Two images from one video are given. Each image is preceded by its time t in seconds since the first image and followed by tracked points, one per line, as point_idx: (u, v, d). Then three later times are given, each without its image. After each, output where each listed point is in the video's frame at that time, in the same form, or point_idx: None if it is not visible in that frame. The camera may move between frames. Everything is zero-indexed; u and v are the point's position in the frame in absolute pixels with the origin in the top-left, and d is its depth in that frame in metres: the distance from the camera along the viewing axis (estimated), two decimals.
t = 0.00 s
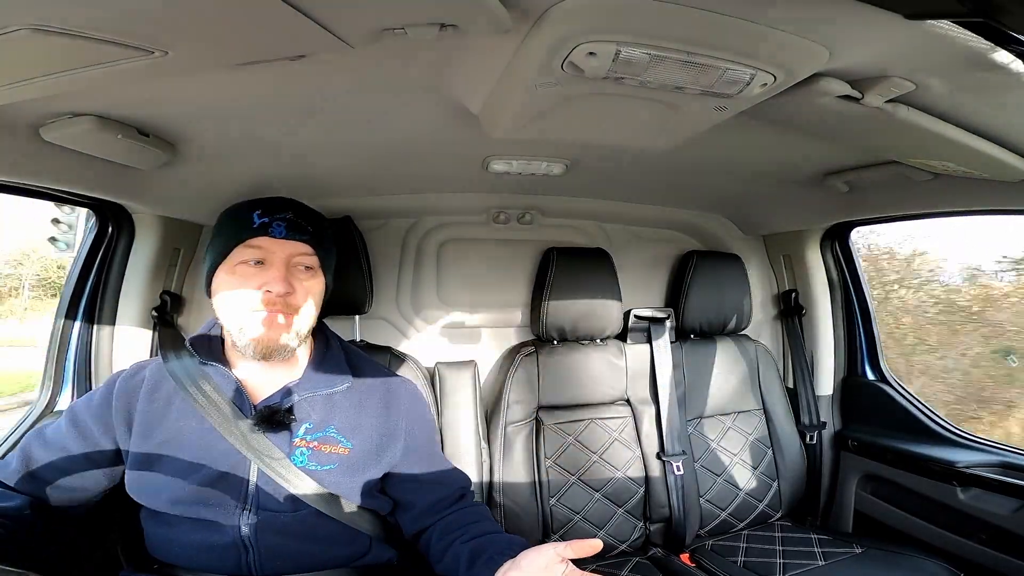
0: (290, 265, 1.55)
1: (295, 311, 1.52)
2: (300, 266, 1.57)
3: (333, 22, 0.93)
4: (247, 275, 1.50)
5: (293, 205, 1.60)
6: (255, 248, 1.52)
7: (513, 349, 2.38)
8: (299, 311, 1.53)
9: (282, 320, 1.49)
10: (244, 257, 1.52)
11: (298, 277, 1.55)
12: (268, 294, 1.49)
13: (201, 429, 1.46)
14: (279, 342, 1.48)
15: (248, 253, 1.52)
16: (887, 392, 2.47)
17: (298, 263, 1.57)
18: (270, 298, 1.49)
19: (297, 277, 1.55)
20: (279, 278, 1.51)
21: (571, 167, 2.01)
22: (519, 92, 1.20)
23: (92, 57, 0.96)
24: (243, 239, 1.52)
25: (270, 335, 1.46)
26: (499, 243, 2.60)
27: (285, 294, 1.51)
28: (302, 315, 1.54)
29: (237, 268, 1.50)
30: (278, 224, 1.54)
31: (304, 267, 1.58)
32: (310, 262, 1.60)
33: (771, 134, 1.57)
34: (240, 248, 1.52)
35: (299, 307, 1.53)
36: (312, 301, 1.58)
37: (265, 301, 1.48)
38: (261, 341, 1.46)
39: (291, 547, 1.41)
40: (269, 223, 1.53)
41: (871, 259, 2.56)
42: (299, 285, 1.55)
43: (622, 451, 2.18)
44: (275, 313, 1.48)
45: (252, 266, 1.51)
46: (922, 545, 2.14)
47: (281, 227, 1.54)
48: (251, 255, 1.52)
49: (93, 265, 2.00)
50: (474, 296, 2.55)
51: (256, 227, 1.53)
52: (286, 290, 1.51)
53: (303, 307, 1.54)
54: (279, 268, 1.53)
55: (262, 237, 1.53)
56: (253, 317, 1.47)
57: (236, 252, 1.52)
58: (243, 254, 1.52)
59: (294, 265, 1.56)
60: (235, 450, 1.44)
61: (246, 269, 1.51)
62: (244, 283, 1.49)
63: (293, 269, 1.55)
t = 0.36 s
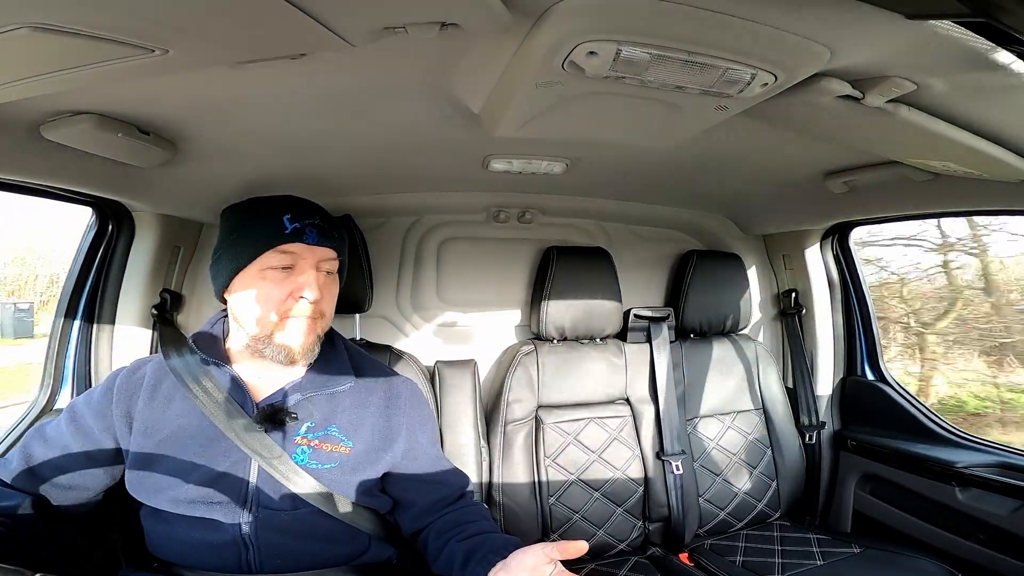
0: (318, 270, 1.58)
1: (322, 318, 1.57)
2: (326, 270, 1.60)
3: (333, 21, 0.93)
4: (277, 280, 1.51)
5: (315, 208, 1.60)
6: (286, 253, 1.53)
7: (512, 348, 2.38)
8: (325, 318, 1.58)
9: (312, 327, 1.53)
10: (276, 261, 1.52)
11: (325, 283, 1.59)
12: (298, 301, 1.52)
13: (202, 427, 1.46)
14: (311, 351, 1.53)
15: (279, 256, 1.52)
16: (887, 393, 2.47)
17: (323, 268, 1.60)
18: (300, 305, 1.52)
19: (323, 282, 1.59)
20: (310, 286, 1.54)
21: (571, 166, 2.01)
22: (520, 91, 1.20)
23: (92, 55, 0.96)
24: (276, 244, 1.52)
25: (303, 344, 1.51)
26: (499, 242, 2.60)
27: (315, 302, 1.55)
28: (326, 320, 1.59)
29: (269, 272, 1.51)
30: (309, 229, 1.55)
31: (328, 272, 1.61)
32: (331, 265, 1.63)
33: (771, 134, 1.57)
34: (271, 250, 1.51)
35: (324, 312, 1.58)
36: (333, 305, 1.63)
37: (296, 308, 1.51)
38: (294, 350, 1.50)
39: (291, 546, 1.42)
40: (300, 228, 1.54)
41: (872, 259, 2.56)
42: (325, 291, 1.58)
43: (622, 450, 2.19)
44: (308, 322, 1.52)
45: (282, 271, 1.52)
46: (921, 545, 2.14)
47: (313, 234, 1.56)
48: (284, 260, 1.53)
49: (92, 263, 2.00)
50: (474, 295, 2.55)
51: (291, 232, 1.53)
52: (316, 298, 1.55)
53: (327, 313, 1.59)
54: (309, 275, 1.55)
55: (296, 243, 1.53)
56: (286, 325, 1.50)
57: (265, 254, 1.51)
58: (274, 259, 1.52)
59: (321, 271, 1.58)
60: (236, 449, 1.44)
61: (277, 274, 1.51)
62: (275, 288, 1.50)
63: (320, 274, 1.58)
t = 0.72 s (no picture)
0: (252, 256, 1.51)
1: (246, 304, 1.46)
2: (264, 257, 1.52)
3: (333, 21, 0.93)
4: (211, 267, 1.51)
5: (266, 197, 1.58)
6: (222, 239, 1.53)
7: (512, 347, 2.38)
8: (252, 304, 1.47)
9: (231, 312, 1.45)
10: (216, 250, 1.53)
11: (258, 269, 1.50)
12: (222, 285, 1.47)
13: (202, 427, 1.47)
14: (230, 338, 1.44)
15: (218, 245, 1.53)
16: (886, 392, 2.48)
17: (262, 255, 1.52)
18: (223, 290, 1.47)
19: (258, 268, 1.50)
20: (235, 269, 1.47)
21: (570, 166, 2.01)
22: (519, 90, 1.20)
23: (92, 54, 0.96)
24: (216, 232, 1.55)
25: (217, 327, 1.44)
26: (498, 241, 2.60)
27: (239, 286, 1.47)
28: (259, 309, 1.48)
29: (208, 261, 1.52)
30: (240, 216, 1.52)
31: (268, 259, 1.52)
32: (278, 253, 1.53)
33: (770, 134, 1.57)
34: (212, 240, 1.55)
35: (253, 299, 1.48)
36: (272, 295, 1.50)
37: (217, 291, 1.47)
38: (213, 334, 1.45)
39: (293, 545, 1.42)
40: (232, 214, 1.53)
41: (870, 259, 2.57)
42: (258, 277, 1.49)
43: (620, 450, 2.19)
44: (226, 306, 1.45)
45: (217, 258, 1.51)
46: (920, 545, 2.14)
47: (241, 218, 1.52)
48: (220, 248, 1.53)
49: (91, 263, 2.00)
50: (474, 295, 2.56)
51: (223, 221, 1.54)
52: (239, 281, 1.47)
53: (257, 300, 1.48)
54: (238, 260, 1.49)
55: (225, 228, 1.52)
56: (209, 309, 1.47)
57: (211, 244, 1.55)
58: (215, 248, 1.54)
59: (256, 257, 1.51)
60: (236, 448, 1.45)
61: (213, 261, 1.52)
62: (206, 274, 1.50)
63: (255, 260, 1.51)
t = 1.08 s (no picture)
0: (238, 260, 1.48)
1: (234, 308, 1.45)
2: (251, 260, 1.50)
3: (334, 20, 0.93)
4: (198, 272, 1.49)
5: (248, 198, 1.54)
6: (208, 245, 1.51)
7: (514, 347, 2.38)
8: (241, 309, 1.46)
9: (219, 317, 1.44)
10: (203, 255, 1.52)
11: (244, 272, 1.48)
12: (208, 291, 1.45)
13: (205, 427, 1.47)
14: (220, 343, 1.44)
15: (204, 250, 1.51)
16: (889, 393, 2.47)
17: (249, 258, 1.49)
18: (209, 295, 1.45)
19: (244, 272, 1.48)
20: (219, 275, 1.46)
21: (572, 165, 2.01)
22: (520, 89, 1.20)
23: (94, 55, 0.96)
24: (202, 237, 1.53)
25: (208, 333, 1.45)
26: (500, 241, 2.60)
27: (226, 292, 1.46)
28: (247, 312, 1.46)
29: (196, 266, 1.52)
30: (221, 220, 1.50)
31: (254, 262, 1.50)
32: (265, 255, 1.51)
33: (772, 133, 1.57)
34: (199, 245, 1.53)
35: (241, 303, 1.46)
36: (261, 298, 1.48)
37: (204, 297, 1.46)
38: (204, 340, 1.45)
39: (295, 545, 1.41)
40: (215, 219, 1.50)
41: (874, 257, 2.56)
42: (245, 282, 1.47)
43: (623, 450, 2.19)
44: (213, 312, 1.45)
45: (204, 263, 1.50)
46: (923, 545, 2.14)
47: (224, 223, 1.49)
48: (207, 253, 1.51)
49: (95, 263, 2.01)
50: (476, 294, 2.56)
51: (206, 226, 1.52)
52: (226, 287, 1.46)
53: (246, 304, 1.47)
54: (223, 265, 1.47)
55: (209, 234, 1.50)
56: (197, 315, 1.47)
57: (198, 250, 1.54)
58: (202, 253, 1.52)
59: (242, 261, 1.48)
60: (239, 448, 1.45)
61: (201, 265, 1.50)
62: (194, 280, 1.49)
63: (241, 263, 1.49)
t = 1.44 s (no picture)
0: (241, 263, 1.48)
1: (242, 313, 1.47)
2: (254, 262, 1.50)
3: (338, 21, 0.93)
4: (202, 276, 1.50)
5: (248, 200, 1.52)
6: (208, 248, 1.50)
7: (518, 348, 2.38)
8: (248, 311, 1.47)
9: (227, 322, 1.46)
10: (204, 259, 1.51)
11: (247, 275, 1.48)
12: (213, 295, 1.46)
13: (209, 427, 1.48)
14: (229, 347, 1.46)
15: (205, 254, 1.51)
16: (895, 393, 2.46)
17: (252, 260, 1.49)
18: (214, 300, 1.46)
19: (248, 274, 1.48)
20: (223, 278, 1.46)
21: (576, 165, 2.00)
22: (523, 89, 1.20)
23: (98, 56, 0.96)
24: (200, 241, 1.51)
25: (218, 337, 1.46)
26: (504, 241, 2.61)
27: (232, 295, 1.46)
28: (254, 315, 1.48)
29: (198, 270, 1.51)
30: (220, 223, 1.47)
31: (257, 264, 1.50)
32: (267, 256, 1.51)
33: (777, 132, 1.56)
34: (199, 248, 1.52)
35: (248, 307, 1.47)
36: (267, 301, 1.50)
37: (210, 303, 1.46)
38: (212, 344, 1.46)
39: (300, 544, 1.42)
40: (213, 222, 1.48)
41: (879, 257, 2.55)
42: (249, 284, 1.48)
43: (627, 450, 2.19)
44: (221, 315, 1.46)
45: (207, 267, 1.50)
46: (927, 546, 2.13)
47: (223, 226, 1.47)
48: (208, 257, 1.50)
49: (101, 263, 2.02)
50: (480, 294, 2.56)
51: (205, 229, 1.50)
52: (231, 290, 1.46)
53: (253, 306, 1.48)
54: (227, 268, 1.47)
55: (209, 238, 1.49)
56: (204, 320, 1.47)
57: (198, 252, 1.53)
58: (203, 256, 1.51)
59: (245, 264, 1.48)
60: (243, 447, 1.45)
61: (204, 270, 1.50)
62: (197, 285, 1.48)
63: (244, 266, 1.49)
